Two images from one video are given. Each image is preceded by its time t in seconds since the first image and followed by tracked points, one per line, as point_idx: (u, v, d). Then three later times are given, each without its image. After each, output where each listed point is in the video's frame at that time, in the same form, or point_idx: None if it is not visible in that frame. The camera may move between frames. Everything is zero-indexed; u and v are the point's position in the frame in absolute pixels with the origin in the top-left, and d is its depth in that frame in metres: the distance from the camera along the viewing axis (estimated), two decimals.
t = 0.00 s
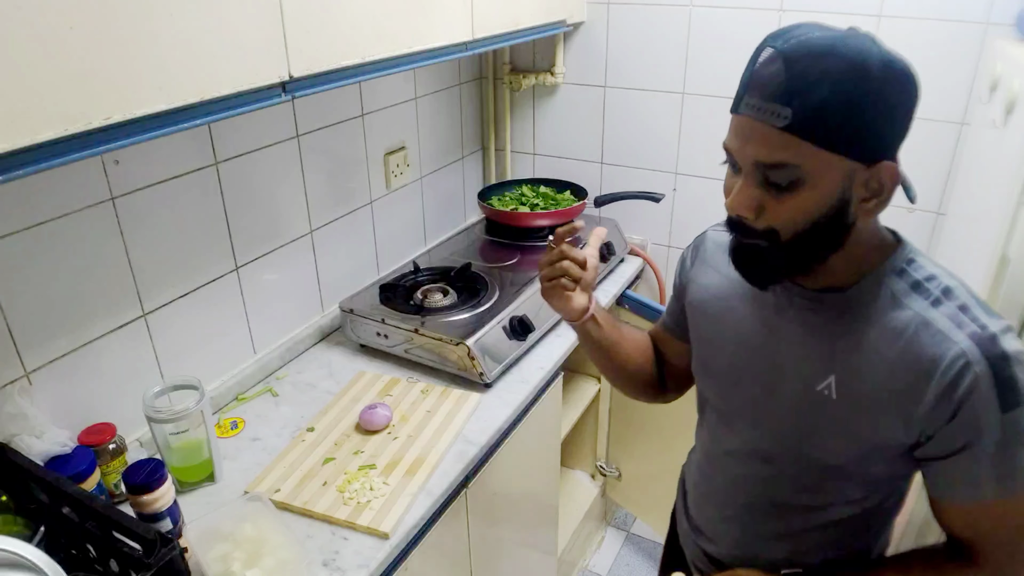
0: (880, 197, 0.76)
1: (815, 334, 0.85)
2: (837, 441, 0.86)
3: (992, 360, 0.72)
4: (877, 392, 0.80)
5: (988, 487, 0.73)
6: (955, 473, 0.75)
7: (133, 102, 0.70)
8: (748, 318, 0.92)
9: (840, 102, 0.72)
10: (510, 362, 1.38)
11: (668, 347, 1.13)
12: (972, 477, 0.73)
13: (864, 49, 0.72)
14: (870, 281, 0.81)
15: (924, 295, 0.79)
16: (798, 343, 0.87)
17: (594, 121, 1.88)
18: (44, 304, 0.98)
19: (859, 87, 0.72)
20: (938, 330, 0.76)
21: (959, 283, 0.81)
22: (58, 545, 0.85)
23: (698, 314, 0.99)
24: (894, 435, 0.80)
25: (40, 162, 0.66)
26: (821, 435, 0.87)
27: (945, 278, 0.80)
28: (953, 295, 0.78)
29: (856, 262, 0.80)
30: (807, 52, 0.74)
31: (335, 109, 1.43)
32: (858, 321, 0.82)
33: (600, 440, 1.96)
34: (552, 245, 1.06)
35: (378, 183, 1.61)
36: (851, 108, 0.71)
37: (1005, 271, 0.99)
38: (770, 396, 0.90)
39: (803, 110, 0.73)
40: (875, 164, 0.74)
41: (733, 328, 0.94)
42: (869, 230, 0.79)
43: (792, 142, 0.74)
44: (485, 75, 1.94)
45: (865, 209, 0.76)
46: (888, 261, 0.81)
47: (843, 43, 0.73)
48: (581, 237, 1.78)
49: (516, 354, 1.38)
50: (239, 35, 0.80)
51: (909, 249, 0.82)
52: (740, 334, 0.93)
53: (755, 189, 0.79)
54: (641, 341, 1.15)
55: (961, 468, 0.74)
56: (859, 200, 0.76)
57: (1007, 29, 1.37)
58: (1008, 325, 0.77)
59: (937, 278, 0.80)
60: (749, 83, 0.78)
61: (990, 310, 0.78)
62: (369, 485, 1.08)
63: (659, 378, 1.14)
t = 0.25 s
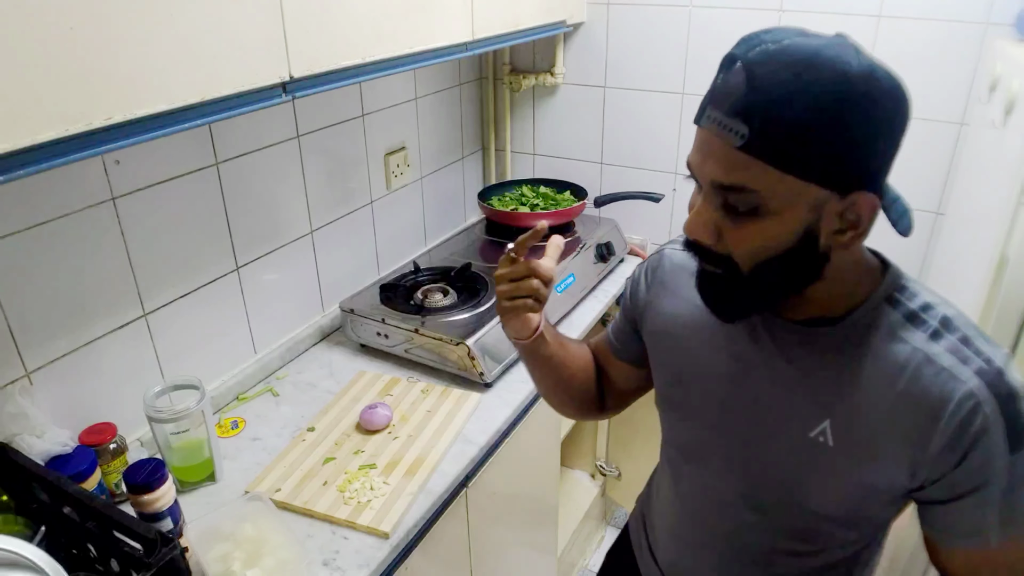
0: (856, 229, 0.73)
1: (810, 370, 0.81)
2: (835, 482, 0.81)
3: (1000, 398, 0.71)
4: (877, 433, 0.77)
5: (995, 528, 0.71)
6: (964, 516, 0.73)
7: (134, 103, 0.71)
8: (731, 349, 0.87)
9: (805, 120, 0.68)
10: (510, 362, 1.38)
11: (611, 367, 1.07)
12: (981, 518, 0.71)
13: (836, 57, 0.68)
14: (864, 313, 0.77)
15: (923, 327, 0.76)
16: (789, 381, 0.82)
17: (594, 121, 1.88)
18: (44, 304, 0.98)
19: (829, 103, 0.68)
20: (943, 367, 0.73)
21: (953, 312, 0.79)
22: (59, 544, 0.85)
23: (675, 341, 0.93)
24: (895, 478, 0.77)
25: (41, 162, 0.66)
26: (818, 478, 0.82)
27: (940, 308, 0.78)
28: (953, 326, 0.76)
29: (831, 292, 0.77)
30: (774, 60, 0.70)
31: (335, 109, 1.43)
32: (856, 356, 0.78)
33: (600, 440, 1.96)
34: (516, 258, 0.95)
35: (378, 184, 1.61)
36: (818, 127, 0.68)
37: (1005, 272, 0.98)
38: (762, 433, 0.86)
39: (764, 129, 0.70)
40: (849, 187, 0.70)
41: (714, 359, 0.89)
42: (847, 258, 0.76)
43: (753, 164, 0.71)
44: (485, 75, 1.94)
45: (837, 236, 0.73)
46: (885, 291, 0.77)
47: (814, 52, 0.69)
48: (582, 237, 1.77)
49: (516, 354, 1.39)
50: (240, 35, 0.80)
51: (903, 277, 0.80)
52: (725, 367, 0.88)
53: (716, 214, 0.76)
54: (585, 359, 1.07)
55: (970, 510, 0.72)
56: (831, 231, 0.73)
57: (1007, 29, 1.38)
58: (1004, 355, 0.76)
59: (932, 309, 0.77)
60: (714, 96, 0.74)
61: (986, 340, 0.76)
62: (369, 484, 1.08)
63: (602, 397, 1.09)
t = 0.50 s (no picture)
0: (788, 255, 0.68)
1: (763, 407, 0.74)
2: (794, 522, 0.76)
3: (962, 426, 0.66)
4: (838, 471, 0.71)
5: (967, 558, 0.67)
6: (932, 550, 0.68)
7: (134, 102, 0.71)
8: (674, 384, 0.80)
9: (713, 134, 0.63)
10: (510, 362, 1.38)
11: (512, 367, 0.99)
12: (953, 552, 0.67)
13: (753, 74, 0.62)
14: (807, 343, 0.71)
15: (873, 353, 0.70)
16: (741, 419, 0.76)
17: (594, 121, 1.88)
18: (44, 304, 0.98)
19: (744, 125, 0.62)
20: (898, 399, 0.68)
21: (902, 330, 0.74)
22: (59, 544, 0.84)
23: (613, 375, 0.87)
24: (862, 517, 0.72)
25: (41, 162, 0.66)
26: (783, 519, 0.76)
27: (886, 329, 0.72)
28: (907, 348, 0.71)
29: (765, 321, 0.73)
30: (691, 75, 0.64)
31: (335, 109, 1.43)
32: (807, 391, 0.72)
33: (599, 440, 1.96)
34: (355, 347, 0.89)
35: (378, 184, 1.61)
36: (735, 150, 0.63)
37: (1005, 271, 1.01)
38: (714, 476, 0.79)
39: (677, 144, 0.65)
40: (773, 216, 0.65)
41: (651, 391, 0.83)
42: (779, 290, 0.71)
43: (668, 190, 0.67)
44: (485, 75, 1.94)
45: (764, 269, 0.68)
46: (828, 318, 0.71)
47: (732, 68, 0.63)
48: (581, 237, 1.79)
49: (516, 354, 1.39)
50: (240, 35, 0.81)
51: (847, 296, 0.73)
52: (666, 405, 0.81)
53: (633, 241, 0.71)
54: (479, 358, 1.00)
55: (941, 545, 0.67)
56: (760, 258, 0.68)
57: (1007, 29, 1.38)
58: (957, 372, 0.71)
59: (881, 330, 0.72)
60: (631, 112, 0.69)
61: (937, 357, 0.72)
62: (369, 484, 1.08)
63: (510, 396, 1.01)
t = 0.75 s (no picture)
0: (606, 287, 0.57)
1: (615, 447, 0.65)
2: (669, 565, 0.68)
3: (826, 456, 0.58)
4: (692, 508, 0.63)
5: None
6: None
7: (133, 102, 0.70)
8: (524, 420, 0.70)
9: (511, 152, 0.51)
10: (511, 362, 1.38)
11: (348, 367, 0.87)
12: None
13: (546, 82, 0.51)
14: (649, 380, 0.61)
15: (724, 380, 0.61)
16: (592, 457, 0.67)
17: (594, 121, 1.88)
18: (44, 304, 0.98)
19: (540, 145, 0.50)
20: (753, 427, 0.59)
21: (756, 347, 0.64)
22: (58, 545, 0.84)
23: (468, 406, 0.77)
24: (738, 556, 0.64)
25: (40, 162, 0.66)
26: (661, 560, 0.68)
27: (738, 346, 0.63)
28: (754, 370, 0.62)
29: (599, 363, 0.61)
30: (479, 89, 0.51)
31: (335, 109, 1.43)
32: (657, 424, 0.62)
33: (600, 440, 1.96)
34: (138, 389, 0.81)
35: (377, 183, 1.61)
36: (532, 176, 0.51)
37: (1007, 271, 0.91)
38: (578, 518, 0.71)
39: (465, 169, 0.53)
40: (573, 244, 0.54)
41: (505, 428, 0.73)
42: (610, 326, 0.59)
43: (462, 218, 0.55)
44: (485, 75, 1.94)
45: (578, 300, 0.57)
46: (671, 347, 0.61)
47: (522, 79, 0.50)
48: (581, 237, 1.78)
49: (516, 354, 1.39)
50: (239, 35, 0.80)
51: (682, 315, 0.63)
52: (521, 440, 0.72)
53: (439, 270, 0.60)
54: (299, 356, 0.88)
55: None
56: (573, 291, 0.57)
57: (1007, 29, 1.37)
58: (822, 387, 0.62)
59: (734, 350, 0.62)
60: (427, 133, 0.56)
61: (786, 371, 0.63)
62: (369, 484, 1.08)
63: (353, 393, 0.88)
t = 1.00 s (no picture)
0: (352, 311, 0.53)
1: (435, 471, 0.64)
2: None
3: (629, 468, 0.59)
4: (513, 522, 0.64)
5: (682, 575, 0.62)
6: None
7: (132, 103, 0.70)
8: (353, 451, 0.68)
9: (230, 165, 0.50)
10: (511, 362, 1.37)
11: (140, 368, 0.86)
12: None
13: (256, 92, 0.49)
14: (442, 405, 0.60)
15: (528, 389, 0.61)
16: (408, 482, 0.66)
17: (595, 121, 1.88)
18: (45, 304, 0.98)
19: (294, 151, 0.49)
20: (559, 436, 0.60)
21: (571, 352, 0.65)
22: (59, 545, 0.78)
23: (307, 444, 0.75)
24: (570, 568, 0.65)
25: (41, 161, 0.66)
26: (525, 575, 0.68)
27: (548, 351, 0.64)
28: (566, 379, 0.62)
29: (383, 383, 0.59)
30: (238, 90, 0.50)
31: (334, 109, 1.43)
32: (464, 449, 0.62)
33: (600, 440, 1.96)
34: None
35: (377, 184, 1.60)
36: (282, 185, 0.50)
37: (1007, 272, 0.90)
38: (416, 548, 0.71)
39: (179, 195, 0.51)
40: (315, 261, 0.51)
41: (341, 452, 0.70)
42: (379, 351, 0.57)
43: (206, 238, 0.51)
44: (485, 75, 1.94)
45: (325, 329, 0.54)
46: (472, 365, 0.60)
47: (307, 85, 0.51)
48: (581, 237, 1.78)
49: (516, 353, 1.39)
50: (238, 35, 0.80)
51: (494, 324, 0.64)
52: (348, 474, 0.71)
53: (180, 309, 0.56)
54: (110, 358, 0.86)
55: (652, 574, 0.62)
56: (317, 317, 0.53)
57: (1008, 28, 1.37)
58: (638, 387, 0.64)
59: (541, 355, 0.63)
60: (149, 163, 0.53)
61: (602, 377, 0.64)
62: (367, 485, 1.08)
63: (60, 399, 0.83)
